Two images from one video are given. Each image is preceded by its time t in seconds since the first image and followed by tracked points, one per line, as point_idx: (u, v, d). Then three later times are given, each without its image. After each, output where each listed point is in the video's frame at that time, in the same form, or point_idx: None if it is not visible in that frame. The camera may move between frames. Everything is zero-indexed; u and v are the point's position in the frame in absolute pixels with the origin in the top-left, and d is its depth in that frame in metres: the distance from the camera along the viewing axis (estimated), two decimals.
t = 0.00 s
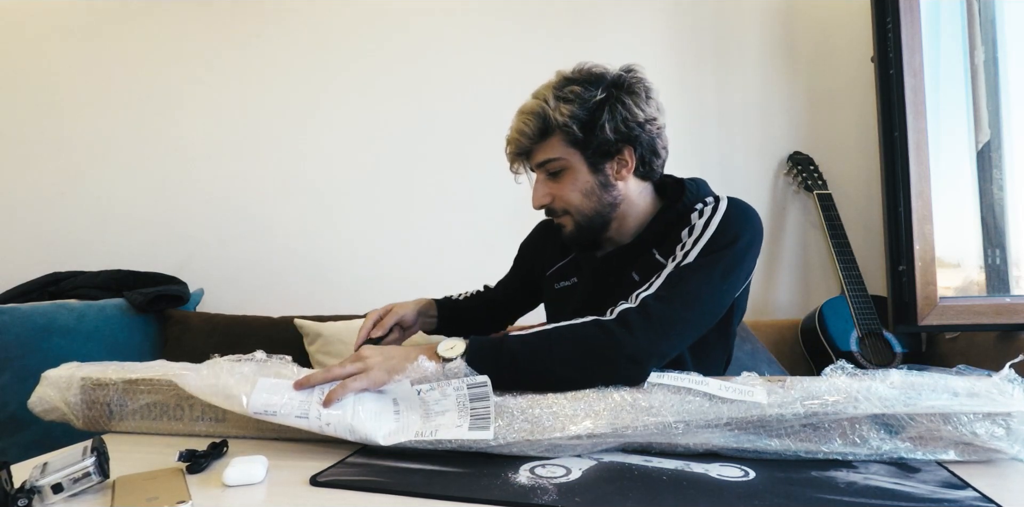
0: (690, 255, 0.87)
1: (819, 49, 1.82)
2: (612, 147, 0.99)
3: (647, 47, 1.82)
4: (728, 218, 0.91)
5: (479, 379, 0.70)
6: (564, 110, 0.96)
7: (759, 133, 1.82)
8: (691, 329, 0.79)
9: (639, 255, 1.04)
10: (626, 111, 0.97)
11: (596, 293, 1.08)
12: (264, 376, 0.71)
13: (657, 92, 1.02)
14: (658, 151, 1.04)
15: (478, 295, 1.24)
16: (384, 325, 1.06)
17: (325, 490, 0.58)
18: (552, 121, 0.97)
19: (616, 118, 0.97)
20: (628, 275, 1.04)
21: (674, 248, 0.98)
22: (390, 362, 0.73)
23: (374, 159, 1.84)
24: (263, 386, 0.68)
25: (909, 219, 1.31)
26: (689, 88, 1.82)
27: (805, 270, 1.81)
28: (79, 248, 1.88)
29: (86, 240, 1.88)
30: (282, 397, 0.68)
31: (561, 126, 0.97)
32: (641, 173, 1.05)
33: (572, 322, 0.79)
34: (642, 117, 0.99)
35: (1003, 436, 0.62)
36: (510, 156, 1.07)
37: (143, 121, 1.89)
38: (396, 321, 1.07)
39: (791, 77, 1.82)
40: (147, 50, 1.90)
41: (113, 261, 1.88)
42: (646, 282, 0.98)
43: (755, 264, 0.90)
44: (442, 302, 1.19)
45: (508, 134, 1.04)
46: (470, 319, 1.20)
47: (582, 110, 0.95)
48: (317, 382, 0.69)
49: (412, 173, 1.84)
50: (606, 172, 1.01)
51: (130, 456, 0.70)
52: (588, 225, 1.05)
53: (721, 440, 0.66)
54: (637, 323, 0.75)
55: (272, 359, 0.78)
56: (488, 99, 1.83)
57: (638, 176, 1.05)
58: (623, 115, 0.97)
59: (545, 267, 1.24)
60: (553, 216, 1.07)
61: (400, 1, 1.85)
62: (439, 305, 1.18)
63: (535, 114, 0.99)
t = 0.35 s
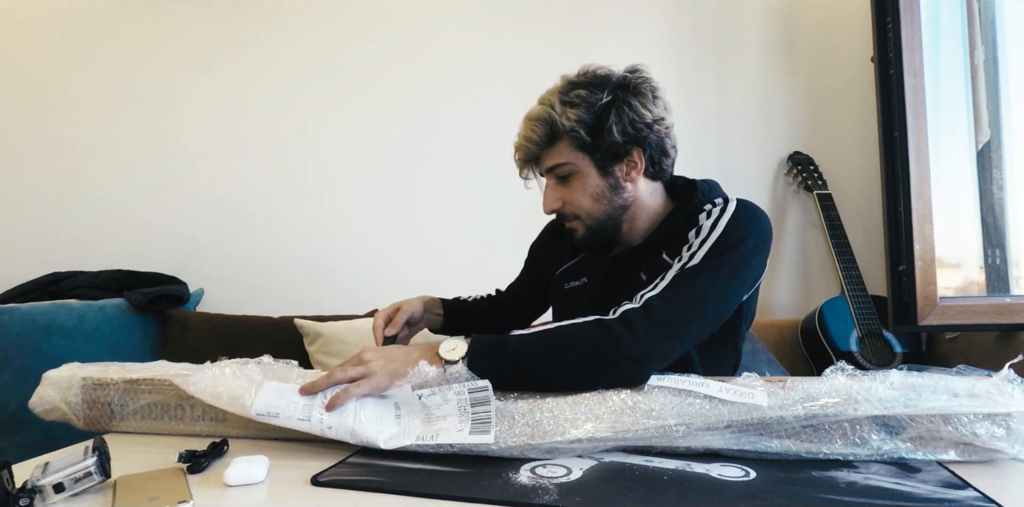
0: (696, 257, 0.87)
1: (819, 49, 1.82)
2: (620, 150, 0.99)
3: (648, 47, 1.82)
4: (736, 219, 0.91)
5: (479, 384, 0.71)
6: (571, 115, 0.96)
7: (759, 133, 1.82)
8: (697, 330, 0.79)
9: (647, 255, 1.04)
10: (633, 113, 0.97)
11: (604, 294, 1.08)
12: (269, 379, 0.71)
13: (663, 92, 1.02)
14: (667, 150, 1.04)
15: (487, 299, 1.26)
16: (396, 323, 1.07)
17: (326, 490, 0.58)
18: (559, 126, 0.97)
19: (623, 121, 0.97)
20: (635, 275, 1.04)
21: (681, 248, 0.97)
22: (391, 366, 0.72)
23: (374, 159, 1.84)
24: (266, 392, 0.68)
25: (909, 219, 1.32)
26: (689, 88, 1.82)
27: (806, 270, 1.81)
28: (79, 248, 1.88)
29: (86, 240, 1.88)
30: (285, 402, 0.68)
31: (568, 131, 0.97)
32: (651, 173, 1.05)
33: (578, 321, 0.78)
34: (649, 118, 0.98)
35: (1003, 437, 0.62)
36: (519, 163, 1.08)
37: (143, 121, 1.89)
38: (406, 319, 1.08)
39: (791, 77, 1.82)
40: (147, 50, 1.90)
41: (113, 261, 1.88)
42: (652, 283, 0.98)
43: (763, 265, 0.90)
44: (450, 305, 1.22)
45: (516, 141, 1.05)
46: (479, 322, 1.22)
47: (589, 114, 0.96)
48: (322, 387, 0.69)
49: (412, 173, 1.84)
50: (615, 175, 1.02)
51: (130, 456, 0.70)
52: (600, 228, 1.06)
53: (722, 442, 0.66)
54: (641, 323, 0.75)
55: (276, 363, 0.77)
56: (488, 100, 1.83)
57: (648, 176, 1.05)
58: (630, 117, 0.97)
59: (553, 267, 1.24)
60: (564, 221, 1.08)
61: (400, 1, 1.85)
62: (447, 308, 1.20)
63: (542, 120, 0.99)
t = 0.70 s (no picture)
0: (700, 257, 0.87)
1: (819, 49, 1.82)
2: (624, 148, 0.99)
3: (648, 47, 1.82)
4: (740, 223, 0.91)
5: (481, 380, 0.71)
6: (575, 114, 0.96)
7: (759, 133, 1.82)
8: (699, 330, 0.79)
9: (649, 257, 1.04)
10: (636, 111, 0.97)
11: (607, 294, 1.08)
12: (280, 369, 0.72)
13: (666, 91, 1.02)
14: (670, 149, 1.04)
15: (483, 302, 1.25)
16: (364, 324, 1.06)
17: (326, 491, 0.58)
18: (563, 126, 0.98)
19: (626, 120, 0.97)
20: (637, 276, 1.04)
21: (684, 248, 0.97)
22: (393, 361, 0.72)
23: (374, 159, 1.84)
24: (278, 380, 0.70)
25: (909, 219, 1.32)
26: (689, 88, 1.82)
27: (806, 271, 1.81)
28: (79, 248, 1.88)
29: (86, 240, 1.88)
30: (293, 392, 0.69)
31: (572, 130, 0.97)
32: (654, 171, 1.05)
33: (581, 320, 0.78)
34: (652, 117, 0.98)
35: (1003, 436, 0.62)
36: (523, 162, 1.08)
37: (143, 122, 1.89)
38: (374, 320, 1.08)
39: (791, 77, 1.82)
40: (147, 50, 1.90)
41: (113, 261, 1.88)
42: (654, 284, 0.98)
43: (766, 267, 0.90)
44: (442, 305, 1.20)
45: (520, 141, 1.05)
46: (475, 322, 1.21)
47: (593, 113, 0.96)
48: (330, 381, 0.70)
49: (413, 173, 1.84)
50: (619, 174, 1.02)
51: (130, 455, 0.70)
52: (603, 227, 1.05)
53: (721, 440, 0.66)
54: (643, 322, 0.75)
55: (293, 356, 0.80)
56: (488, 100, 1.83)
57: (651, 175, 1.05)
58: (633, 116, 0.97)
59: (556, 269, 1.24)
60: (568, 220, 1.08)
61: (399, 1, 1.85)
62: (440, 307, 1.19)
63: (546, 119, 0.99)
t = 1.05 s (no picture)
0: (696, 257, 0.87)
1: (819, 49, 1.82)
2: (618, 149, 0.99)
3: (648, 47, 1.82)
4: (735, 221, 0.91)
5: (479, 383, 0.72)
6: (567, 117, 0.97)
7: (759, 133, 1.82)
8: (697, 329, 0.79)
9: (646, 258, 1.04)
10: (628, 112, 0.98)
11: (605, 296, 1.07)
12: (282, 373, 0.73)
13: (657, 91, 1.03)
14: (663, 148, 1.05)
15: (473, 285, 1.25)
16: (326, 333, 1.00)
17: (326, 491, 0.58)
18: (556, 129, 0.98)
19: (619, 121, 0.98)
20: (635, 276, 1.04)
21: (680, 248, 0.98)
22: (392, 365, 0.72)
23: (374, 159, 1.84)
24: (280, 383, 0.71)
25: (909, 219, 1.32)
26: (689, 88, 1.82)
27: (807, 270, 1.81)
28: (79, 248, 1.88)
29: (86, 240, 1.88)
30: (294, 396, 0.69)
31: (565, 133, 0.98)
32: (649, 171, 1.05)
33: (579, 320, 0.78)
34: (644, 117, 0.99)
35: (1003, 436, 0.62)
36: (518, 167, 1.08)
37: (143, 122, 1.89)
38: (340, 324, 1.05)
39: (791, 77, 1.82)
40: (148, 50, 1.90)
41: (113, 261, 1.88)
42: (652, 284, 0.98)
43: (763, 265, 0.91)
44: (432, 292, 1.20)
45: (514, 146, 1.05)
46: (462, 307, 1.22)
47: (585, 115, 0.97)
48: (331, 386, 0.70)
49: (413, 173, 1.84)
50: (614, 174, 1.02)
51: (130, 455, 0.70)
52: (600, 228, 1.05)
53: (721, 441, 0.66)
54: (641, 322, 0.75)
55: (298, 359, 0.79)
56: (488, 100, 1.83)
57: (645, 174, 1.05)
58: (625, 117, 0.98)
59: (554, 269, 1.24)
60: (565, 222, 1.07)
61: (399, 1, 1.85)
62: (429, 297, 1.19)
63: (538, 124, 1.00)
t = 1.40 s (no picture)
0: (692, 257, 0.87)
1: (819, 49, 1.82)
2: (610, 148, 1.00)
3: (648, 47, 1.82)
4: (730, 220, 0.91)
5: (480, 383, 0.71)
6: (559, 119, 0.97)
7: (759, 133, 1.82)
8: (696, 329, 0.79)
9: (642, 257, 1.04)
10: (620, 111, 0.99)
11: (602, 297, 1.08)
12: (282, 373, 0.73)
13: (647, 89, 1.03)
14: (655, 146, 1.05)
15: (466, 293, 1.24)
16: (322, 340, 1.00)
17: (326, 491, 0.58)
18: (548, 131, 0.98)
19: (611, 120, 0.98)
20: (632, 276, 1.04)
21: (677, 247, 0.98)
22: (392, 366, 0.72)
23: (374, 159, 1.84)
24: (280, 383, 0.71)
25: (909, 219, 1.32)
26: (689, 88, 1.82)
27: (807, 271, 1.81)
28: (79, 248, 1.88)
29: (86, 240, 1.88)
30: (294, 396, 0.70)
31: (557, 135, 0.98)
32: (642, 168, 1.05)
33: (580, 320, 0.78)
34: (636, 115, 1.00)
35: (1003, 436, 0.62)
36: (511, 171, 1.07)
37: (142, 122, 1.89)
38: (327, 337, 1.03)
39: (791, 78, 1.82)
40: (147, 51, 1.90)
41: (113, 261, 1.88)
42: (649, 283, 0.99)
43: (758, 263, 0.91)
44: (424, 302, 1.19)
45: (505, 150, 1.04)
46: (456, 314, 1.21)
47: (577, 116, 0.97)
48: (331, 386, 0.70)
49: (413, 173, 1.84)
50: (607, 174, 1.02)
51: (130, 455, 0.70)
52: (595, 229, 1.05)
53: (721, 442, 0.66)
54: (640, 322, 0.75)
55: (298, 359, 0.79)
56: (488, 100, 1.83)
57: (638, 172, 1.06)
58: (617, 116, 0.98)
59: (548, 274, 1.23)
60: (560, 224, 1.07)
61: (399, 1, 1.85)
62: (424, 307, 1.18)
63: (530, 126, 0.99)
